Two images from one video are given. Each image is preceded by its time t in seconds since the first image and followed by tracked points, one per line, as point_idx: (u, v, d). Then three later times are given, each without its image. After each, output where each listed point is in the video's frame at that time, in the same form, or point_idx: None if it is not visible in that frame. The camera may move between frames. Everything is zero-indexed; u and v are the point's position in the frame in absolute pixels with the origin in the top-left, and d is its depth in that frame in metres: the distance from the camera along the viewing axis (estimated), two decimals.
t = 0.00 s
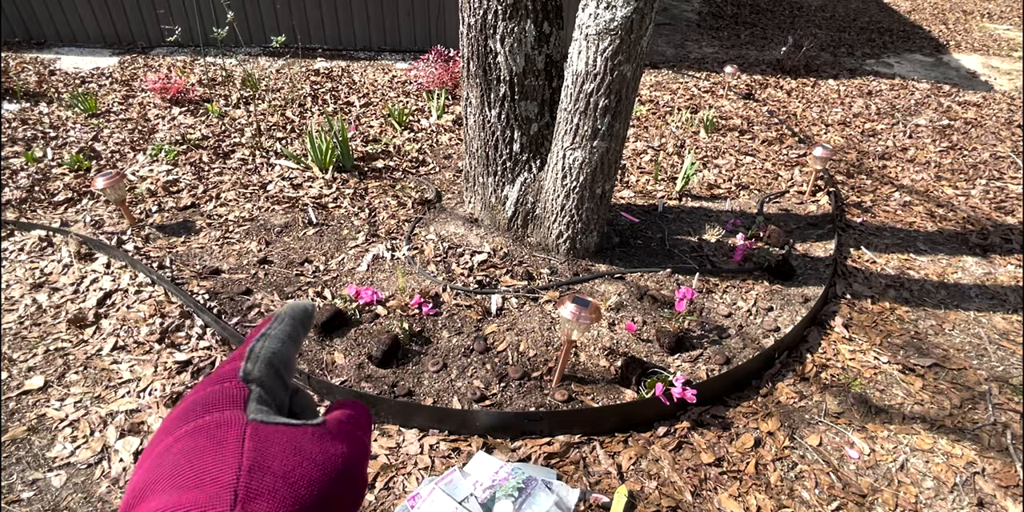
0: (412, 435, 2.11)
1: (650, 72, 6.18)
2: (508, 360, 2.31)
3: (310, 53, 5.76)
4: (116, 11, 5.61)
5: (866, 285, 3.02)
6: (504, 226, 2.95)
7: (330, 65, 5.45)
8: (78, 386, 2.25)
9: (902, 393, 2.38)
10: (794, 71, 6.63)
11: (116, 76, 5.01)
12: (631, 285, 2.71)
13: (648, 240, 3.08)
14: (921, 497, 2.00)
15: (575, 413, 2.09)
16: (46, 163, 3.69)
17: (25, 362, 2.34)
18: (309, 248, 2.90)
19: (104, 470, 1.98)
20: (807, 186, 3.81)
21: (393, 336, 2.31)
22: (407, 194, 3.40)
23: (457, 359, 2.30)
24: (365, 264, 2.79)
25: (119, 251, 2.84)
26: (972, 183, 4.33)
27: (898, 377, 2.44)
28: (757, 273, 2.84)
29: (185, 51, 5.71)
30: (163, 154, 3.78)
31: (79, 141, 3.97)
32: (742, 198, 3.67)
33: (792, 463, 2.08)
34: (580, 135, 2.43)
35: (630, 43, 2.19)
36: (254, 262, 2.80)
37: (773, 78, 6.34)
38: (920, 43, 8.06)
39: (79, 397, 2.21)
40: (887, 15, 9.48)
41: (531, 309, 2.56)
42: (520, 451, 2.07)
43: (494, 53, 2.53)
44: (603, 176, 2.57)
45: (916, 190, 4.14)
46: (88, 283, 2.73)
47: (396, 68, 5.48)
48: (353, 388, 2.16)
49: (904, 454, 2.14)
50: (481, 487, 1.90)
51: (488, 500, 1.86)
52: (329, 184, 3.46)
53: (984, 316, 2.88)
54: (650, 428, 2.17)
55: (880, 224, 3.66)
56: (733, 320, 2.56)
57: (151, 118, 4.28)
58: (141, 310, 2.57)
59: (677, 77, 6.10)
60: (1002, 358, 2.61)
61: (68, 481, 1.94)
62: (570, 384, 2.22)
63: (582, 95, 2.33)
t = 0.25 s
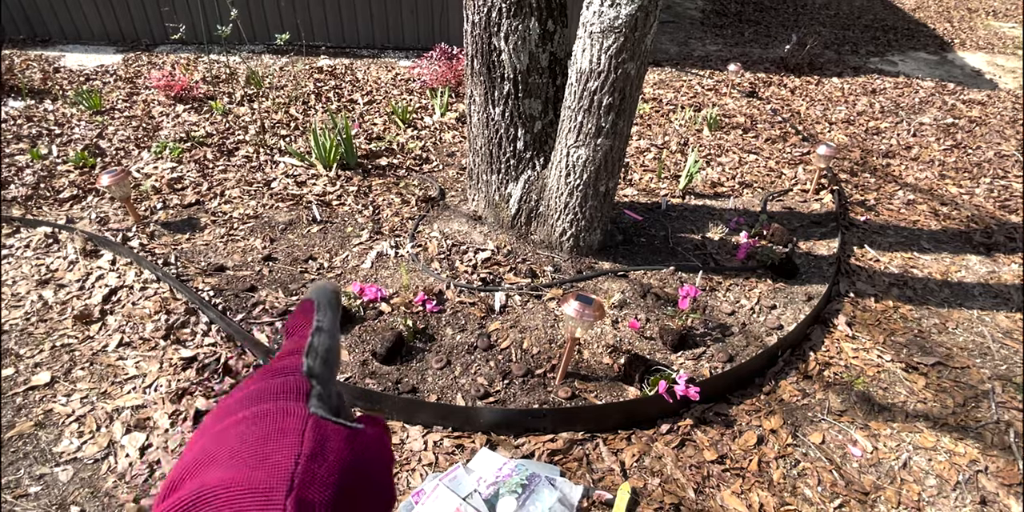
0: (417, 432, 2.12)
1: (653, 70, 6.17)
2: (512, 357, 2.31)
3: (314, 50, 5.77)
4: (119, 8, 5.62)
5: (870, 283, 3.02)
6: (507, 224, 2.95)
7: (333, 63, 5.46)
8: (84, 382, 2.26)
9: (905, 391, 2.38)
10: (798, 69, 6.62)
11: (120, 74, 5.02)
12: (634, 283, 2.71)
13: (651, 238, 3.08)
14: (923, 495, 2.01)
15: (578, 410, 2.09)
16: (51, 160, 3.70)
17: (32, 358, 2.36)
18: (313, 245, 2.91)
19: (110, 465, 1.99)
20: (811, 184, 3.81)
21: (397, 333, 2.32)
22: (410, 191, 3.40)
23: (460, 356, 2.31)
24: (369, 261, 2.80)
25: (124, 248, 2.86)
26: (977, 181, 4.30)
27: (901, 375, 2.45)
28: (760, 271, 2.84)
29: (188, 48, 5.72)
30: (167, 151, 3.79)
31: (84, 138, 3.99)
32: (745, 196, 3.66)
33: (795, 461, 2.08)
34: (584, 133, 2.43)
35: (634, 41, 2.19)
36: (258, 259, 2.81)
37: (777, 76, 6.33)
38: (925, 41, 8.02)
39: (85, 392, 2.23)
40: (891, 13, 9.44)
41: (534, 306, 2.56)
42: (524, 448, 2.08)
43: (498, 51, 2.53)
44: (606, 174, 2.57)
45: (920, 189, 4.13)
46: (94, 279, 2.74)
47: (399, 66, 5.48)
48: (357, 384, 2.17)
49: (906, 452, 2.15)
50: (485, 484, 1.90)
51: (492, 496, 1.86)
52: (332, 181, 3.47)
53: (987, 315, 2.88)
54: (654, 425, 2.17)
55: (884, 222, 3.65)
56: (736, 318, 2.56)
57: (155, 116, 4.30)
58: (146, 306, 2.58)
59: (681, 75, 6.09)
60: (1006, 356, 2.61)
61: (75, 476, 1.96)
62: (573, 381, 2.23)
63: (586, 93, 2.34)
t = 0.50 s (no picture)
0: (418, 430, 2.12)
1: (655, 69, 6.16)
2: (514, 356, 2.31)
3: (316, 49, 5.77)
4: (122, 6, 5.62)
5: (872, 282, 3.02)
6: (509, 223, 2.95)
7: (335, 61, 5.45)
8: (86, 380, 2.27)
9: (908, 390, 2.37)
10: (801, 68, 6.60)
11: (122, 72, 5.02)
12: (636, 282, 2.71)
13: (653, 237, 3.08)
14: (926, 495, 2.00)
15: (580, 409, 2.09)
16: (54, 158, 3.70)
17: (35, 356, 2.36)
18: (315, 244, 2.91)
19: (113, 463, 2.00)
20: (813, 183, 3.80)
21: (399, 332, 2.32)
22: (412, 190, 3.40)
23: (462, 355, 2.31)
24: (371, 259, 2.80)
25: (126, 246, 2.86)
26: (979, 180, 4.25)
27: (904, 375, 2.44)
28: (762, 271, 2.84)
29: (190, 47, 5.72)
30: (169, 149, 3.79)
31: (86, 136, 3.99)
32: (747, 195, 3.66)
33: (797, 460, 2.08)
34: (586, 131, 2.43)
35: (636, 39, 2.19)
36: (260, 257, 2.82)
37: (779, 74, 6.31)
38: (928, 39, 7.99)
39: (88, 390, 2.23)
40: (895, 11, 9.41)
41: (536, 305, 2.56)
42: (525, 447, 2.08)
43: (500, 50, 2.53)
44: (608, 173, 2.57)
45: (923, 187, 4.12)
46: (96, 277, 2.75)
47: (401, 64, 5.48)
48: (359, 383, 2.17)
49: (909, 451, 2.14)
50: (486, 482, 1.91)
51: (494, 495, 1.86)
52: (334, 180, 3.47)
53: (990, 314, 2.87)
54: (655, 424, 2.17)
55: (886, 221, 3.65)
56: (738, 317, 2.56)
57: (157, 114, 4.30)
58: (149, 305, 2.59)
59: (683, 73, 6.07)
60: (1009, 355, 2.60)
61: (77, 474, 1.96)
62: (575, 380, 2.23)
63: (588, 92, 2.33)
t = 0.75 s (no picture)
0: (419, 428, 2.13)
1: (657, 66, 6.14)
2: (515, 354, 2.31)
3: (318, 46, 5.76)
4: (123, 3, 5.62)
5: (874, 281, 3.01)
6: (511, 220, 2.95)
7: (337, 58, 5.45)
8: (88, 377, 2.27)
9: (909, 389, 2.37)
10: (803, 66, 6.58)
11: (124, 69, 5.02)
12: (637, 280, 2.71)
13: (655, 235, 3.07)
14: (927, 493, 2.00)
15: (580, 407, 2.09)
16: (56, 155, 3.71)
17: (36, 353, 2.37)
18: (316, 241, 2.91)
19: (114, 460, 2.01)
20: (815, 181, 3.79)
21: (400, 329, 2.32)
22: (414, 187, 3.40)
23: (463, 353, 2.31)
24: (372, 257, 2.80)
25: (128, 243, 2.86)
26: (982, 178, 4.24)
27: (905, 373, 2.44)
28: (764, 269, 2.84)
29: (192, 44, 5.72)
30: (171, 147, 3.80)
31: (88, 134, 3.99)
32: (749, 193, 3.65)
33: (798, 459, 2.08)
34: (588, 129, 2.42)
35: (638, 37, 2.18)
36: (261, 255, 2.82)
37: (782, 72, 6.29)
38: (931, 37, 7.96)
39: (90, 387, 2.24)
40: (898, 9, 9.37)
41: (537, 303, 2.56)
42: (526, 444, 2.08)
43: (501, 47, 2.52)
44: (610, 171, 2.56)
45: (925, 186, 4.10)
46: (98, 275, 2.75)
47: (402, 61, 5.47)
48: (360, 380, 2.17)
49: (910, 450, 2.14)
50: (487, 479, 1.91)
51: (494, 493, 1.86)
52: (336, 177, 3.47)
53: (993, 312, 2.86)
54: (656, 422, 2.17)
55: (889, 219, 3.64)
56: (739, 316, 2.55)
57: (159, 112, 4.30)
58: (150, 302, 2.59)
59: (685, 71, 6.06)
60: (1011, 354, 2.59)
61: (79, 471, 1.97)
62: (576, 378, 2.23)
63: (590, 89, 2.33)
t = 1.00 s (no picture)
0: (419, 425, 2.13)
1: (659, 64, 6.14)
2: (515, 352, 2.31)
3: (319, 44, 5.76)
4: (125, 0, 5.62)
5: (875, 279, 3.01)
6: (511, 218, 2.95)
7: (338, 56, 5.44)
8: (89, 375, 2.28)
9: (910, 387, 2.37)
10: (805, 63, 6.56)
11: (125, 67, 5.02)
12: (638, 278, 2.71)
13: (655, 233, 3.07)
14: (927, 492, 2.00)
15: (580, 404, 2.09)
16: (57, 153, 3.71)
17: (38, 350, 2.37)
18: (317, 239, 2.91)
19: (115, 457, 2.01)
20: (817, 179, 3.78)
21: (401, 327, 2.32)
22: (414, 185, 3.40)
23: (464, 350, 2.31)
24: (373, 255, 2.80)
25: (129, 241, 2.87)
26: (984, 176, 4.23)
27: (906, 372, 2.44)
28: (765, 267, 2.83)
29: (193, 41, 5.72)
30: (172, 144, 3.80)
31: (89, 131, 3.99)
32: (750, 191, 3.65)
33: (798, 457, 2.08)
34: (589, 127, 2.42)
35: (639, 34, 2.17)
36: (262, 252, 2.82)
37: (783, 70, 6.28)
38: (933, 35, 7.93)
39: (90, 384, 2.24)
40: (900, 7, 9.34)
41: (538, 301, 2.56)
42: (526, 442, 2.09)
43: (502, 44, 2.51)
44: (611, 169, 2.56)
45: (927, 184, 4.09)
46: (99, 272, 2.75)
47: (403, 59, 5.46)
48: (360, 377, 2.18)
49: (910, 448, 2.14)
50: (487, 477, 1.91)
51: (494, 490, 1.87)
52: (337, 175, 3.47)
53: (994, 311, 2.85)
54: (656, 420, 2.17)
55: (890, 218, 3.63)
56: (740, 314, 2.55)
57: (160, 109, 4.30)
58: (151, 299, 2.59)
59: (687, 69, 6.05)
60: (1012, 352, 2.59)
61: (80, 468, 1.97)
62: (577, 376, 2.23)
63: (591, 87, 2.33)
